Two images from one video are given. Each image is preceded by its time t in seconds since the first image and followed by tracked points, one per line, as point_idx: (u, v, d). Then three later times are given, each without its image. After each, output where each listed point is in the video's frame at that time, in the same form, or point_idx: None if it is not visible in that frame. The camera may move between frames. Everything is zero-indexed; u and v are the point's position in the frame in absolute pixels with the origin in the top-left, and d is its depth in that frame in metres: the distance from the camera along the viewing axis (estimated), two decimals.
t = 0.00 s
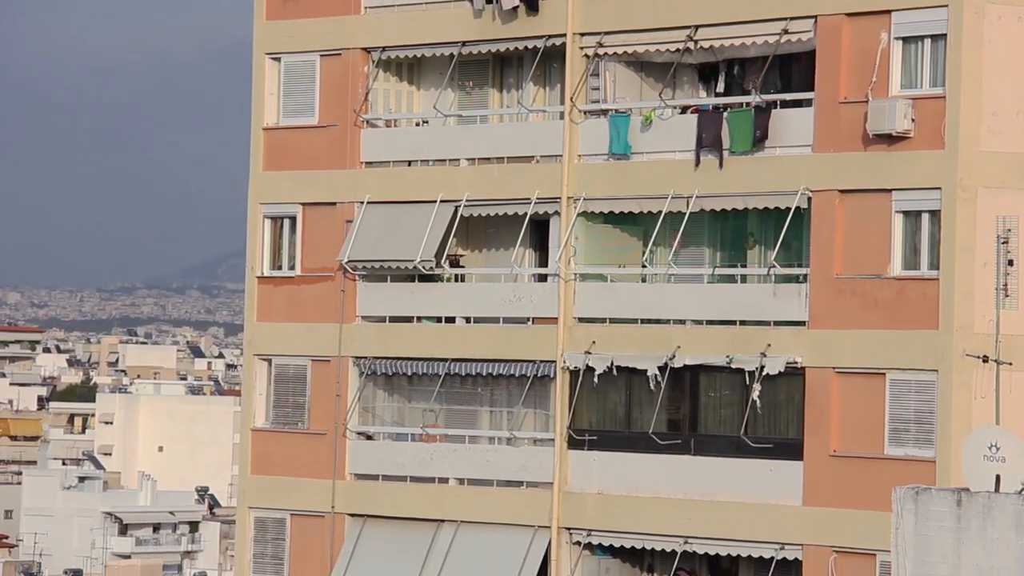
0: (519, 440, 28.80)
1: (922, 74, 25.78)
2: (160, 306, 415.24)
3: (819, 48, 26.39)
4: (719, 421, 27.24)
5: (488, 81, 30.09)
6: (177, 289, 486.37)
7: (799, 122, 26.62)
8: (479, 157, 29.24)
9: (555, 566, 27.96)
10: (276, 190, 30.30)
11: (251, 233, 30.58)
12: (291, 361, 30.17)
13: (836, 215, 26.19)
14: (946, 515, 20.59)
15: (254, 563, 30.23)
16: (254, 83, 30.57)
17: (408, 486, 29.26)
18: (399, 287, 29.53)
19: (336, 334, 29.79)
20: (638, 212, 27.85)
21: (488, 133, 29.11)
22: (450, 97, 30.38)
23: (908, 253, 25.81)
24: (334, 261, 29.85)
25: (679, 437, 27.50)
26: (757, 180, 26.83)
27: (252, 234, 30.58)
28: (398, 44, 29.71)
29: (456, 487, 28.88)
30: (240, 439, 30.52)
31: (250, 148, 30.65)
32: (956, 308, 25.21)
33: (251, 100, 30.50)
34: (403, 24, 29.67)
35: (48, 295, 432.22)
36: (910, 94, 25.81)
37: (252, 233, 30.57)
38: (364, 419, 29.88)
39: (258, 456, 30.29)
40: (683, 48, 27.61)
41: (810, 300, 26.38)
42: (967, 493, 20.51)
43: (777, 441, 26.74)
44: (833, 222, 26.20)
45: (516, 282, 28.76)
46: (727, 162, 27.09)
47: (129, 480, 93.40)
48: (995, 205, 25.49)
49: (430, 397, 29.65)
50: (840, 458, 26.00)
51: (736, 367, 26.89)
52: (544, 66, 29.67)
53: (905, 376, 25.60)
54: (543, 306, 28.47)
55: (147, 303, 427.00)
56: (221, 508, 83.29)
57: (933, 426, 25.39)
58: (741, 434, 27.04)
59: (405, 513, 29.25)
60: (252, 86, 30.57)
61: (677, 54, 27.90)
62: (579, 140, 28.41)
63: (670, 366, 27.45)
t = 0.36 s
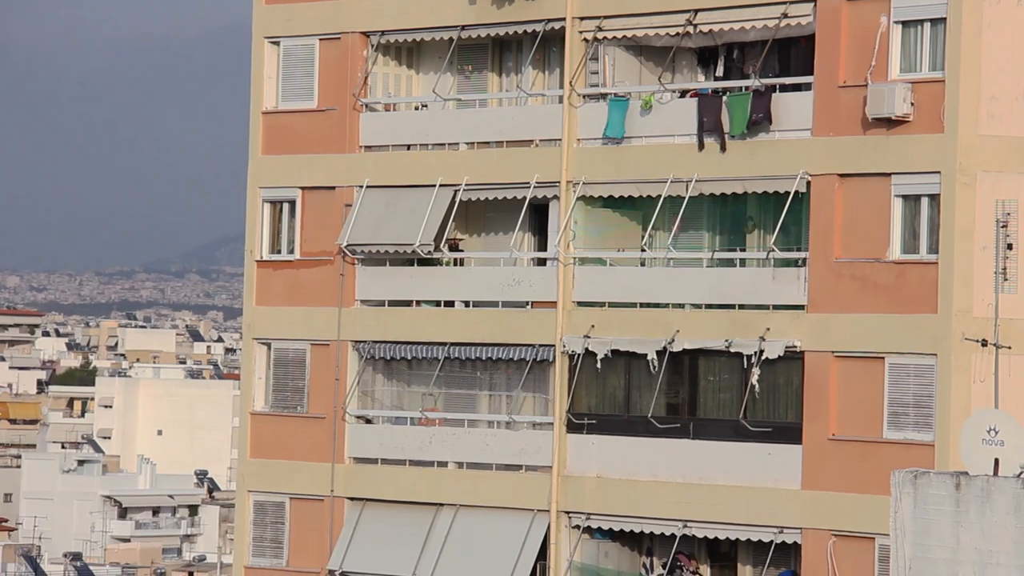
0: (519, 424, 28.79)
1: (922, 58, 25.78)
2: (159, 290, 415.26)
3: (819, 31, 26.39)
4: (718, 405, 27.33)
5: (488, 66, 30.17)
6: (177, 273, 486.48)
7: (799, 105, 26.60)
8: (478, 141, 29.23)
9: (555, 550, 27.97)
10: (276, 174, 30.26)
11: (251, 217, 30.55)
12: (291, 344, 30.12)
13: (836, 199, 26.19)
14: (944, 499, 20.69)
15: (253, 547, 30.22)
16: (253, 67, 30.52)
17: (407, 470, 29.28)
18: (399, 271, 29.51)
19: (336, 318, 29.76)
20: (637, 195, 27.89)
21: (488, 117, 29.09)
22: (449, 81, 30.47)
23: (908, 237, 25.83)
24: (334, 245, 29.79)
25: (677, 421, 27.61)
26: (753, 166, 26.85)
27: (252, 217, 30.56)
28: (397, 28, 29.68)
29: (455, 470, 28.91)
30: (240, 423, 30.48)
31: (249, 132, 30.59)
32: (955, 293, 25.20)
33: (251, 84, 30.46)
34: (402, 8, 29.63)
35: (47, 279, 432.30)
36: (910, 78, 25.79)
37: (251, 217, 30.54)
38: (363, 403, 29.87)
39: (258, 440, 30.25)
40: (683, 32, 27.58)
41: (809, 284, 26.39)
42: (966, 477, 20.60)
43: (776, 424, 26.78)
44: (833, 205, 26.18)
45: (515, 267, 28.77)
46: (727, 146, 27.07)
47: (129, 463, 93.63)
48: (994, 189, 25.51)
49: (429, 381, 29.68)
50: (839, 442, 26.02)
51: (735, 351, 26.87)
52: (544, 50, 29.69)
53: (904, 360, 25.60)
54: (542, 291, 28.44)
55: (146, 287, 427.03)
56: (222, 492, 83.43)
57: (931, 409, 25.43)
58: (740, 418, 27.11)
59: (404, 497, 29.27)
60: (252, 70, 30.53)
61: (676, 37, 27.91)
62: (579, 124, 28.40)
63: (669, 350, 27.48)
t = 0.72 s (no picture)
0: (518, 410, 28.82)
1: (922, 44, 25.78)
2: (158, 276, 415.84)
3: (819, 18, 26.41)
4: (717, 391, 27.30)
5: (488, 52, 30.18)
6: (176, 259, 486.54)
7: (800, 92, 26.60)
8: (477, 128, 29.23)
9: (554, 536, 27.99)
10: (276, 161, 30.27)
11: (250, 203, 30.53)
12: (290, 330, 30.12)
13: (836, 185, 26.19)
14: (943, 486, 20.73)
15: (253, 533, 30.24)
16: (253, 53, 30.51)
17: (407, 455, 29.30)
18: (398, 258, 29.48)
19: (336, 304, 29.75)
20: (636, 182, 27.86)
21: (487, 104, 29.09)
22: (449, 67, 30.47)
23: (907, 223, 25.84)
24: (333, 231, 29.76)
25: (677, 407, 27.61)
26: (754, 152, 26.84)
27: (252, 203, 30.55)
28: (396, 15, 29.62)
29: (454, 457, 28.92)
30: (240, 409, 30.49)
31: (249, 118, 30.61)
32: (954, 279, 25.24)
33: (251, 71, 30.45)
34: None
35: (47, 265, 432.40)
36: (910, 64, 25.78)
37: (250, 203, 30.49)
38: (362, 388, 29.86)
39: (258, 426, 30.26)
40: (682, 19, 27.75)
41: (808, 271, 26.41)
42: (965, 463, 20.66)
43: (775, 411, 26.79)
44: (832, 191, 26.18)
45: (515, 254, 28.74)
46: (726, 133, 27.08)
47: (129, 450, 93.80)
48: (993, 175, 25.51)
49: (429, 367, 29.68)
50: (839, 428, 26.05)
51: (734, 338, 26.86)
52: (544, 37, 29.72)
53: (903, 346, 25.64)
54: (542, 277, 28.45)
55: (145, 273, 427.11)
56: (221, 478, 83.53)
57: (930, 396, 25.46)
58: (739, 404, 27.11)
59: (403, 483, 29.28)
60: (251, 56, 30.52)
61: (676, 24, 27.96)
62: (578, 111, 28.39)
63: (669, 337, 27.48)
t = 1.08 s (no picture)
0: (517, 396, 28.85)
1: (922, 31, 25.83)
2: (158, 262, 415.94)
3: (819, 4, 26.44)
4: (716, 377, 27.33)
5: (487, 38, 30.18)
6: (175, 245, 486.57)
7: (799, 78, 26.58)
8: (477, 114, 29.22)
9: (553, 522, 28.02)
10: (275, 147, 30.24)
11: (250, 188, 30.50)
12: (290, 316, 30.09)
13: (835, 170, 26.19)
14: (942, 471, 20.79)
15: (253, 519, 30.25)
16: (252, 38, 30.47)
17: (406, 441, 29.31)
18: (397, 244, 29.48)
19: (335, 290, 29.74)
20: (636, 168, 27.87)
21: (487, 90, 29.07)
22: (448, 54, 30.46)
23: (907, 209, 25.83)
24: (333, 217, 29.75)
25: (676, 394, 27.60)
26: (753, 138, 26.82)
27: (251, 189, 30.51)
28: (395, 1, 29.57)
29: (454, 443, 28.92)
30: (240, 395, 30.48)
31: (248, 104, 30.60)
32: (954, 265, 25.24)
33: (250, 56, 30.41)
34: None
35: (46, 251, 432.41)
36: (910, 50, 25.82)
37: (249, 188, 30.46)
38: (361, 374, 29.83)
39: (258, 412, 30.26)
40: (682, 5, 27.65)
41: (807, 257, 26.43)
42: (964, 449, 20.70)
43: (775, 397, 26.79)
44: (832, 177, 26.19)
45: (514, 240, 28.76)
46: (721, 120, 27.12)
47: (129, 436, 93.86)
48: (993, 161, 25.51)
49: (429, 353, 29.69)
50: (838, 414, 26.07)
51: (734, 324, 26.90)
52: (543, 23, 29.73)
53: (903, 332, 25.66)
54: (542, 264, 28.43)
55: (144, 259, 427.14)
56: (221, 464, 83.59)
57: (929, 382, 25.49)
58: (739, 390, 27.12)
59: (402, 469, 29.30)
60: (250, 42, 30.47)
61: (676, 10, 27.86)
62: (577, 97, 28.38)
63: (668, 323, 27.49)
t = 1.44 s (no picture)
0: (516, 383, 28.87)
1: (921, 18, 25.79)
2: (157, 249, 415.92)
3: None
4: (716, 364, 27.37)
5: (486, 25, 30.17)
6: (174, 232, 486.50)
7: (798, 66, 26.57)
8: (476, 101, 29.20)
9: (552, 510, 28.08)
10: (274, 134, 30.23)
11: (248, 176, 30.48)
12: (289, 304, 30.06)
13: (834, 157, 26.17)
14: (942, 458, 20.58)
15: (252, 506, 30.27)
16: (251, 26, 30.46)
17: (406, 429, 29.31)
18: (395, 232, 29.46)
19: (334, 277, 29.70)
20: (635, 155, 27.86)
21: (486, 77, 29.05)
22: (447, 40, 30.45)
23: (906, 195, 25.83)
24: (332, 204, 29.72)
25: (675, 381, 27.62)
26: (753, 125, 26.81)
27: (250, 177, 30.50)
28: None
29: (453, 431, 28.92)
30: (239, 381, 30.48)
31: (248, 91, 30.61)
32: (953, 253, 25.24)
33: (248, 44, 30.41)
34: None
35: (45, 238, 432.36)
36: (910, 37, 25.79)
37: (249, 176, 30.46)
38: (361, 361, 29.82)
39: (257, 399, 30.25)
40: None
41: (806, 244, 26.39)
42: (964, 436, 20.47)
43: (773, 384, 26.81)
44: (831, 164, 26.17)
45: (512, 227, 28.72)
46: (721, 107, 27.07)
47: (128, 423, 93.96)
48: (992, 148, 25.51)
49: (428, 340, 29.72)
50: (837, 401, 26.09)
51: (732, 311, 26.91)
52: (542, 10, 29.76)
53: (901, 319, 25.66)
54: (540, 251, 28.41)
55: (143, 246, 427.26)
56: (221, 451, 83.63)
57: (928, 369, 25.51)
58: (737, 377, 27.15)
59: (401, 456, 29.31)
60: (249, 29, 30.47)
61: None
62: (576, 85, 28.36)
63: (666, 310, 27.52)
